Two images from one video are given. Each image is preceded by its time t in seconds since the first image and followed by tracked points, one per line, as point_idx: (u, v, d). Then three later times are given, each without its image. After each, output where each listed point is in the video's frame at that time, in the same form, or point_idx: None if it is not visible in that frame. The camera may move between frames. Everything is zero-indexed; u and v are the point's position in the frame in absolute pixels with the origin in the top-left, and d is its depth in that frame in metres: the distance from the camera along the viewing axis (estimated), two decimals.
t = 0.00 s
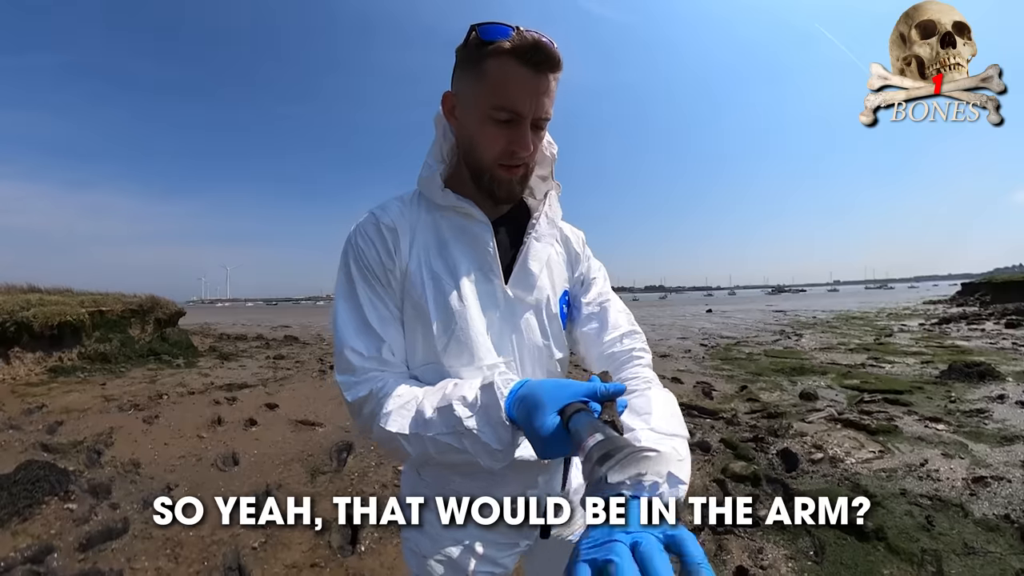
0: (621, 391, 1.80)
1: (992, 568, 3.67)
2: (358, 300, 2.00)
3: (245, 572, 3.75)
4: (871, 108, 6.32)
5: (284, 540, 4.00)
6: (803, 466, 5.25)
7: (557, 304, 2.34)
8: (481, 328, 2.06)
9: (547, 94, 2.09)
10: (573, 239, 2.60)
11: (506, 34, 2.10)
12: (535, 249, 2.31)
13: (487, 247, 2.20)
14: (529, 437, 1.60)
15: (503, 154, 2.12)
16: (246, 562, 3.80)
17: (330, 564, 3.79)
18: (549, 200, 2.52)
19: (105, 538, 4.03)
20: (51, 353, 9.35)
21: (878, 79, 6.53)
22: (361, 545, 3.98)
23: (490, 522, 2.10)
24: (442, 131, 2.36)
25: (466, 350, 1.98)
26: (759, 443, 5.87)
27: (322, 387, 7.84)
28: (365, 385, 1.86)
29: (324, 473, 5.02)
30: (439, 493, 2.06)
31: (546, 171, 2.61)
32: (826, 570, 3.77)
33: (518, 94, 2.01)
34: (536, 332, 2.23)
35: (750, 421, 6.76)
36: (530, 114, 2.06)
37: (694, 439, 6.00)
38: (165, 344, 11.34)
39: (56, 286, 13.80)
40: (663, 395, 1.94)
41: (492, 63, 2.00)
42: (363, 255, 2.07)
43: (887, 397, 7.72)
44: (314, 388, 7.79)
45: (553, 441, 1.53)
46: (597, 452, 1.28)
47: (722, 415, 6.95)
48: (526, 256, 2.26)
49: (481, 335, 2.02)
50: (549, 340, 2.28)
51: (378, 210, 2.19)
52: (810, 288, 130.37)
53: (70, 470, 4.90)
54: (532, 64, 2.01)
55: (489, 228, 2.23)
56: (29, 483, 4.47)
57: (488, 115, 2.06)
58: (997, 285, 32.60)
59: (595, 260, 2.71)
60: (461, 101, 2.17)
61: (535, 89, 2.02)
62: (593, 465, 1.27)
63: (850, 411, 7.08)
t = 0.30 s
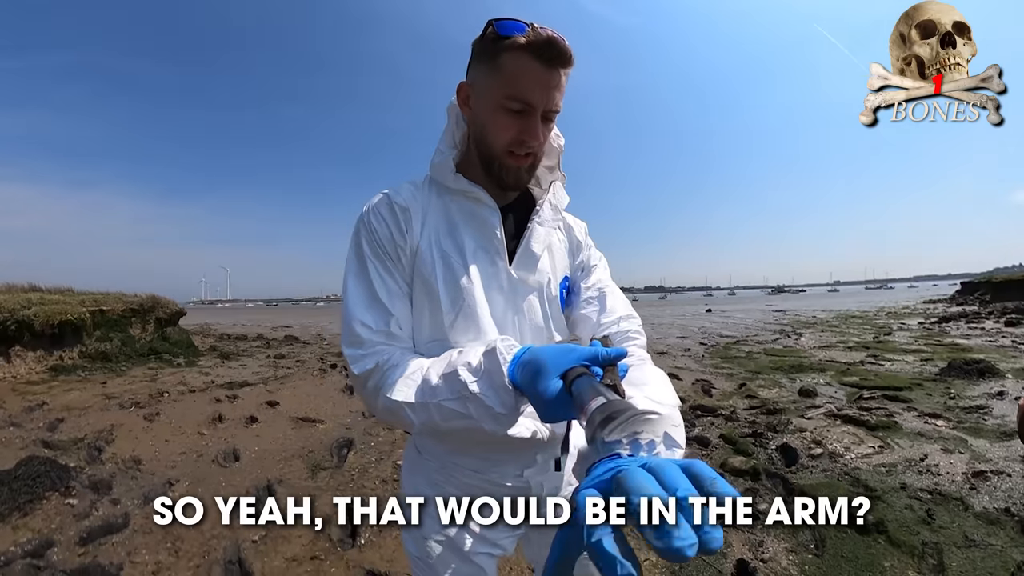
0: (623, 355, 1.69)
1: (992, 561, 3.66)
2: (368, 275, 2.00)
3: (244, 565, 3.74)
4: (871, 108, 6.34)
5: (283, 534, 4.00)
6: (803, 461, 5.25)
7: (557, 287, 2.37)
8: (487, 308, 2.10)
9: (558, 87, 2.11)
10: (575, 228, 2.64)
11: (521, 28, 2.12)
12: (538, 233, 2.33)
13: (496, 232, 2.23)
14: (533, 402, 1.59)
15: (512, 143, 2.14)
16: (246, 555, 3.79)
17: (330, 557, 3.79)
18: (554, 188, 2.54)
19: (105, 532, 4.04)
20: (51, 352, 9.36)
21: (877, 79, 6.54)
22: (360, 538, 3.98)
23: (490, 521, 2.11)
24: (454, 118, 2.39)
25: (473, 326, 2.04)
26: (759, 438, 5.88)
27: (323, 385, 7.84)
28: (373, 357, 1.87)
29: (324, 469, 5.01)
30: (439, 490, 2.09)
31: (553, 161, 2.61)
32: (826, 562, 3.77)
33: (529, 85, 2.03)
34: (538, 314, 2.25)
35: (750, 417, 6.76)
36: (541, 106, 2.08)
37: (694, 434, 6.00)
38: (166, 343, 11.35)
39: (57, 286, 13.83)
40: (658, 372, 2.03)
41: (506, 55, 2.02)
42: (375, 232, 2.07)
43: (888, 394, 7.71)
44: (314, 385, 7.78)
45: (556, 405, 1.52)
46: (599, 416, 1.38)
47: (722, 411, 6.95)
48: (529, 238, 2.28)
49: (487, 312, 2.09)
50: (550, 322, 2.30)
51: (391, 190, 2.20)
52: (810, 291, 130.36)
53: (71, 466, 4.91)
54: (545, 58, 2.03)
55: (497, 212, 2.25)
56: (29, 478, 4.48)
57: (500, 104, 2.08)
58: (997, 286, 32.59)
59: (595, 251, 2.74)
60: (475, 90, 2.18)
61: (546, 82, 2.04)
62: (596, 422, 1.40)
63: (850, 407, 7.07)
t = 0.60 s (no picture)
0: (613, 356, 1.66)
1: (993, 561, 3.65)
2: (363, 272, 2.01)
3: (244, 563, 3.74)
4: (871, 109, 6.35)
5: (284, 533, 4.00)
6: (802, 460, 5.24)
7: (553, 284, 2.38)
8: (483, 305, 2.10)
9: (551, 82, 2.11)
10: (571, 225, 2.65)
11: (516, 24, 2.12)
12: (536, 230, 2.34)
13: (491, 228, 2.22)
14: (526, 404, 1.58)
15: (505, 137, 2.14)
16: (246, 553, 3.78)
17: (329, 556, 3.79)
18: (550, 186, 2.55)
19: (105, 530, 4.05)
20: (52, 351, 9.37)
21: (877, 79, 6.51)
22: (360, 536, 3.98)
23: (490, 521, 2.13)
24: (451, 115, 2.41)
25: (468, 323, 2.04)
26: (759, 438, 5.87)
27: (323, 384, 7.84)
28: (368, 354, 1.88)
29: (324, 468, 5.02)
30: (438, 491, 2.10)
31: (548, 160, 2.64)
32: (826, 561, 3.77)
33: (522, 79, 2.03)
34: (534, 310, 2.26)
35: (750, 416, 6.75)
36: (533, 99, 2.08)
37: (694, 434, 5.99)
38: (166, 343, 11.35)
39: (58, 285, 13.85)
40: (651, 368, 2.06)
41: (499, 50, 2.03)
42: (371, 229, 2.08)
43: (888, 394, 7.71)
44: (314, 385, 7.78)
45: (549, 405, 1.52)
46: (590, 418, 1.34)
47: (722, 411, 6.94)
48: (526, 236, 2.28)
49: (482, 309, 2.09)
50: (546, 319, 2.30)
51: (387, 188, 2.22)
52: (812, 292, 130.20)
53: (71, 464, 4.91)
54: (538, 52, 2.03)
55: (492, 211, 2.24)
56: (30, 477, 4.48)
57: (494, 99, 2.08)
58: (998, 287, 32.56)
59: (591, 248, 2.75)
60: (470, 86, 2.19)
61: (539, 76, 2.04)
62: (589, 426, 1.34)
63: (850, 407, 7.07)
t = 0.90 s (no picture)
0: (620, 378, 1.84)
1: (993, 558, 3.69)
2: (387, 283, 2.00)
3: (254, 562, 3.75)
4: (871, 109, 6.37)
5: (292, 532, 4.02)
6: (805, 460, 5.28)
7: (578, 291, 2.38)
8: (507, 316, 2.12)
9: (565, 84, 2.13)
10: (589, 236, 2.67)
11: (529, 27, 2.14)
12: (557, 240, 2.39)
13: (513, 236, 2.24)
14: (529, 423, 1.64)
15: (520, 141, 2.16)
16: (255, 552, 3.80)
17: (338, 555, 3.80)
18: (569, 194, 2.56)
19: (114, 530, 4.06)
20: (57, 351, 9.37)
21: (877, 79, 6.52)
22: (368, 535, 4.00)
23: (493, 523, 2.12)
24: (469, 120, 2.40)
25: (490, 335, 2.05)
26: (761, 437, 5.90)
27: (327, 384, 7.85)
28: (386, 363, 1.88)
29: (331, 467, 5.03)
30: (458, 491, 2.10)
31: (566, 167, 2.64)
32: (828, 558, 3.80)
33: (534, 83, 2.05)
34: (557, 318, 2.27)
35: (752, 416, 6.79)
36: (546, 102, 2.10)
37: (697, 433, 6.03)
38: (169, 342, 11.35)
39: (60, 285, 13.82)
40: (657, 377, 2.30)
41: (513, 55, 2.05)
42: (392, 240, 2.06)
43: (889, 394, 7.75)
44: (318, 385, 7.79)
45: (552, 426, 1.59)
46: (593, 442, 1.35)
47: (724, 411, 6.99)
48: (549, 246, 2.32)
49: (505, 319, 2.10)
50: (569, 325, 2.31)
51: (407, 197, 2.19)
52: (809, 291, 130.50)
53: (78, 464, 4.92)
54: (550, 56, 2.05)
55: (515, 217, 2.27)
56: (37, 477, 4.49)
57: (509, 102, 2.10)
58: (996, 286, 32.69)
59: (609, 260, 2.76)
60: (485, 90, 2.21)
61: (551, 79, 2.06)
62: (590, 451, 1.34)
63: (851, 407, 7.12)
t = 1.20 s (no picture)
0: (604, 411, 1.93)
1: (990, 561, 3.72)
2: (386, 301, 2.04)
3: (257, 564, 3.78)
4: (871, 109, 6.36)
5: (296, 534, 4.05)
6: (805, 462, 5.31)
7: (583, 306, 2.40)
8: (510, 332, 2.14)
9: (563, 94, 2.13)
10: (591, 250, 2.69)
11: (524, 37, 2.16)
12: (561, 254, 2.41)
13: (515, 250, 2.26)
14: (509, 453, 1.71)
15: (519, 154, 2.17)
16: (259, 554, 3.83)
17: (342, 557, 3.83)
18: (572, 207, 2.57)
19: (118, 532, 4.09)
20: (60, 352, 9.42)
21: (878, 79, 6.51)
22: (372, 538, 4.03)
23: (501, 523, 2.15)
24: (470, 133, 2.41)
25: (491, 351, 2.08)
26: (762, 440, 5.92)
27: (330, 385, 7.88)
28: (384, 377, 2.00)
29: (334, 469, 5.05)
30: (466, 490, 2.14)
31: (569, 178, 2.64)
32: (826, 561, 3.83)
33: (533, 95, 2.06)
34: (560, 334, 2.28)
35: (753, 418, 6.82)
36: (544, 114, 2.10)
37: (697, 435, 6.05)
38: (172, 343, 11.39)
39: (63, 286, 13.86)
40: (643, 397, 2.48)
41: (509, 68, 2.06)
42: (393, 257, 2.10)
43: (890, 396, 7.77)
44: (321, 386, 7.82)
45: (530, 455, 1.66)
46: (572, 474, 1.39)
47: (725, 412, 7.01)
48: (554, 260, 2.34)
49: (507, 337, 2.12)
50: (574, 339, 2.31)
51: (409, 212, 2.21)
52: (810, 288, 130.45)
53: (83, 466, 4.95)
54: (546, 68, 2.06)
55: (518, 231, 2.29)
56: (42, 479, 4.52)
57: (506, 115, 2.11)
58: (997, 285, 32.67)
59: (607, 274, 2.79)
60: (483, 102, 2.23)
61: (549, 91, 2.07)
62: (569, 484, 1.39)
63: (851, 409, 7.14)
